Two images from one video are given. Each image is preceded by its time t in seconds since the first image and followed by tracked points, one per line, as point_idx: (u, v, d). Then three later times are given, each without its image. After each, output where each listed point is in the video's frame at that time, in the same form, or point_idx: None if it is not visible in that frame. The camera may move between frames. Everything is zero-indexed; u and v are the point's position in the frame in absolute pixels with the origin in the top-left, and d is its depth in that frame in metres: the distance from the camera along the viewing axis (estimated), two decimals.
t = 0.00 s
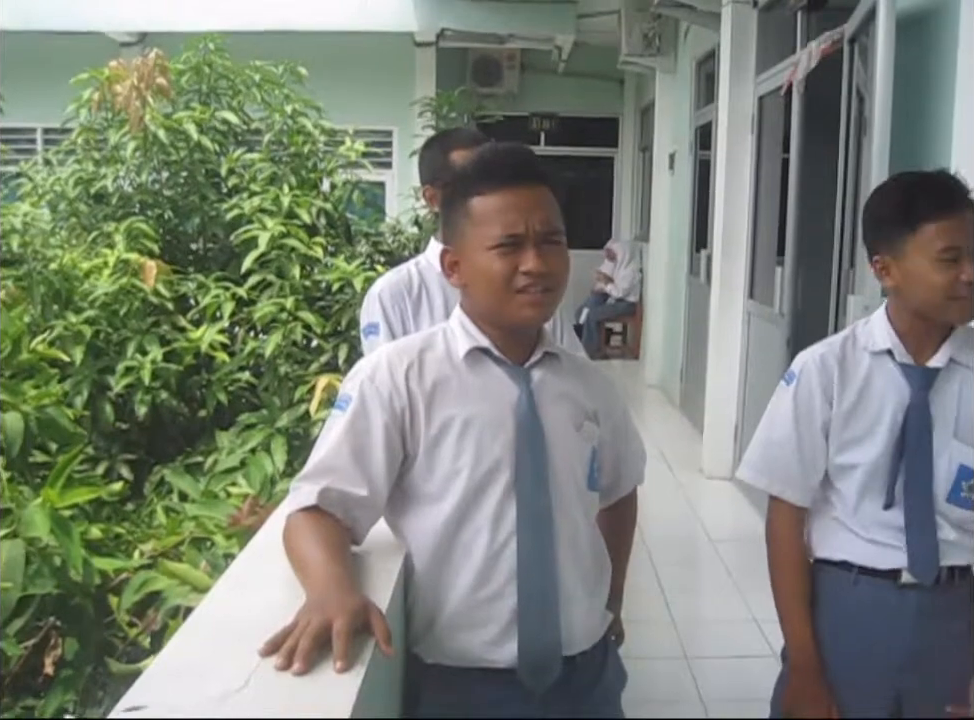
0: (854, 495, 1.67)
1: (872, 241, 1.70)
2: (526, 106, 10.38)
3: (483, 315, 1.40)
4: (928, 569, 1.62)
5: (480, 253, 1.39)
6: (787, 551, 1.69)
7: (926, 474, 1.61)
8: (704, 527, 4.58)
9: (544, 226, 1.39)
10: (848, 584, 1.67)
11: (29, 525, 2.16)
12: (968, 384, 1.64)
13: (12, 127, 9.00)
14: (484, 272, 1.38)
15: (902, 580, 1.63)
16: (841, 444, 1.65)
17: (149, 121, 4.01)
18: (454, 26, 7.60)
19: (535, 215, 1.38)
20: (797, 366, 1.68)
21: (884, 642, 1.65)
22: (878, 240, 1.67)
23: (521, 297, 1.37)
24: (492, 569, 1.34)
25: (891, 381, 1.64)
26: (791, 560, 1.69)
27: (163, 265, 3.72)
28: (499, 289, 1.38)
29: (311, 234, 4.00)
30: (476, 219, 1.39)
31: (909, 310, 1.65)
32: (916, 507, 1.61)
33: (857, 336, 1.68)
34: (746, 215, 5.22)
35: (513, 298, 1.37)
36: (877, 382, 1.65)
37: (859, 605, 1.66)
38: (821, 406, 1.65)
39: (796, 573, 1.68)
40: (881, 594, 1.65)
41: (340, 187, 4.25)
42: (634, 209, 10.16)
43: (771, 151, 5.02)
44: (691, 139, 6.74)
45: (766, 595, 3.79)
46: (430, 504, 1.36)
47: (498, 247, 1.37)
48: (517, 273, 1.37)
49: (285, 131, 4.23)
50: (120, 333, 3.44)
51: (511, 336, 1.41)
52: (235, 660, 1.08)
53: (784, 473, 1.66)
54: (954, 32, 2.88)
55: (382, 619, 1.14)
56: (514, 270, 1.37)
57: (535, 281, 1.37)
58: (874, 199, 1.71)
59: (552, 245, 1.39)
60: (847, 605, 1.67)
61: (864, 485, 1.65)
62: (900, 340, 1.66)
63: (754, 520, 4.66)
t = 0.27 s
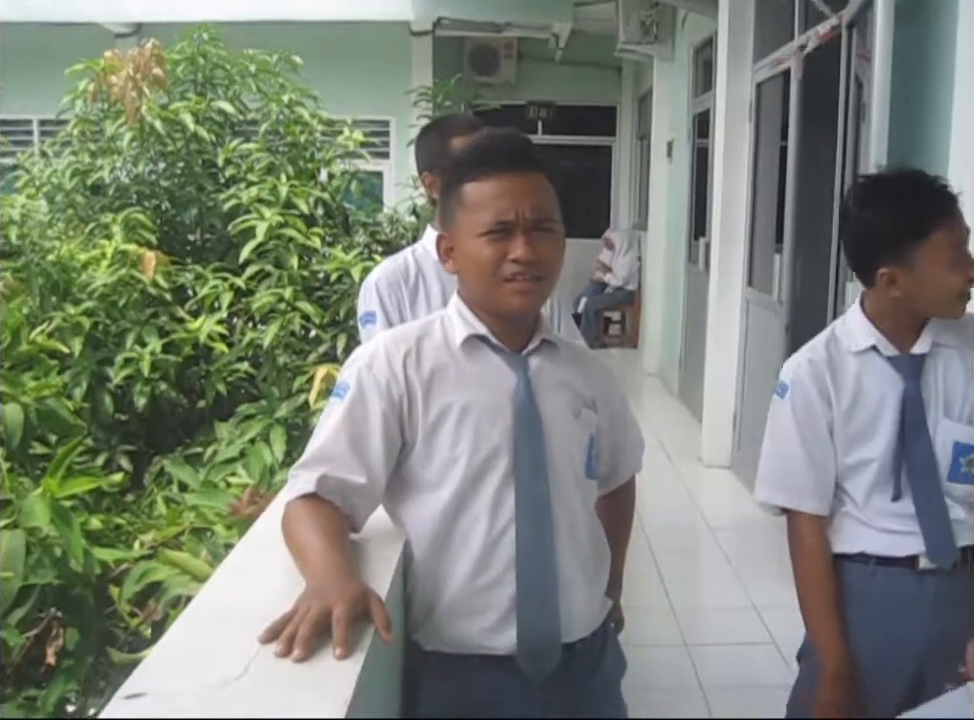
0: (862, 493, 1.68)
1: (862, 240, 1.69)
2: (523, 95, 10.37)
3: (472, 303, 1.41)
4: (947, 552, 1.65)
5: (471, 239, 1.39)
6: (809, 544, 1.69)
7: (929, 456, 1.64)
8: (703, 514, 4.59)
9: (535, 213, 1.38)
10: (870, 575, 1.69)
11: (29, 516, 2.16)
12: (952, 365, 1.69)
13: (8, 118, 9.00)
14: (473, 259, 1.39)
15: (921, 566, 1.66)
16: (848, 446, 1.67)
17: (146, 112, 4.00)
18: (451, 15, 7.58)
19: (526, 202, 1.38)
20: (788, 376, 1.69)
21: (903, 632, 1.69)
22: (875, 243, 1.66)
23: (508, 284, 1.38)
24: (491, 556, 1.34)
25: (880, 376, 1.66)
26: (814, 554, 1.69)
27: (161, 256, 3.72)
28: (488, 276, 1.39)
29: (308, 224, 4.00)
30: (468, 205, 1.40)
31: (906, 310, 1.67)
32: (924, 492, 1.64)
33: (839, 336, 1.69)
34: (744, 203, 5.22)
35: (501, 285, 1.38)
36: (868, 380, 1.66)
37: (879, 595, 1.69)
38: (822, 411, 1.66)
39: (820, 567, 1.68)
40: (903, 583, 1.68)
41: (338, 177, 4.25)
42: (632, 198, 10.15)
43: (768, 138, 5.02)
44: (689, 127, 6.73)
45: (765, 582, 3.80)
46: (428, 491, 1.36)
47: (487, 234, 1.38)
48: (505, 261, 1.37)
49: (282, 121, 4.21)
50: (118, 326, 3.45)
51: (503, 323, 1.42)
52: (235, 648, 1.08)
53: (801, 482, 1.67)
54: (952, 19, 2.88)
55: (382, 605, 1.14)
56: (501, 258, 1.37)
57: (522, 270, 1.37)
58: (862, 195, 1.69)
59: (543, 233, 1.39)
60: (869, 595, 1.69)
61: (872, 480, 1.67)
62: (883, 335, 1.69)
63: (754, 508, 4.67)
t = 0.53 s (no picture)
0: (831, 465, 1.71)
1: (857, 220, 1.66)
2: (524, 76, 10.34)
3: (469, 280, 1.41)
4: (915, 531, 1.66)
5: (468, 217, 1.39)
6: (780, 517, 1.71)
7: (899, 440, 1.64)
8: (703, 495, 4.60)
9: (533, 190, 1.38)
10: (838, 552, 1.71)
11: (30, 496, 2.16)
12: (928, 343, 1.68)
13: (7, 98, 8.98)
14: (471, 236, 1.39)
15: (889, 546, 1.68)
16: (820, 413, 1.69)
17: (143, 93, 4.00)
18: None
19: (524, 180, 1.38)
20: (764, 343, 1.72)
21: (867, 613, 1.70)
22: (870, 230, 1.64)
23: (505, 261, 1.38)
24: (492, 534, 1.34)
25: (853, 350, 1.68)
26: (783, 527, 1.71)
27: (160, 237, 3.71)
28: (484, 253, 1.38)
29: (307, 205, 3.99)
30: (465, 182, 1.39)
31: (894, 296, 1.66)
32: (893, 475, 1.64)
33: (817, 309, 1.72)
34: (745, 184, 5.20)
35: (498, 263, 1.38)
36: (841, 353, 1.68)
37: (846, 574, 1.71)
38: (796, 376, 1.69)
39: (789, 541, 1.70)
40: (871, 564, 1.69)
41: (338, 158, 4.23)
42: (633, 179, 10.13)
43: (769, 119, 5.00)
44: (690, 108, 6.70)
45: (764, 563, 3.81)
46: (428, 471, 1.36)
47: (483, 212, 1.38)
48: (502, 238, 1.37)
49: (280, 101, 4.22)
50: (118, 307, 3.42)
51: (502, 302, 1.41)
52: (237, 627, 1.08)
53: (772, 449, 1.70)
54: None
55: (383, 585, 1.14)
56: (498, 235, 1.37)
57: (519, 247, 1.37)
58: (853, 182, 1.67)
59: (540, 210, 1.38)
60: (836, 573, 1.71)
61: (841, 455, 1.69)
62: (860, 310, 1.70)
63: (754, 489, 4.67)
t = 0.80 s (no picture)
0: (834, 441, 1.69)
1: (872, 175, 1.67)
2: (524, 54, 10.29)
3: (470, 257, 1.40)
4: (911, 515, 1.66)
5: (468, 192, 1.38)
6: (780, 495, 1.69)
7: (904, 420, 1.64)
8: (703, 475, 4.61)
9: (533, 166, 1.37)
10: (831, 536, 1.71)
11: (31, 473, 2.16)
12: (936, 326, 1.68)
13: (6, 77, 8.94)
14: (471, 212, 1.38)
15: (884, 531, 1.68)
16: (828, 387, 1.67)
17: (141, 71, 3.94)
18: None
19: (524, 155, 1.36)
20: (776, 306, 1.70)
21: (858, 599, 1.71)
22: (881, 176, 1.65)
23: (505, 237, 1.37)
24: (492, 512, 1.34)
25: (866, 325, 1.67)
26: (784, 511, 1.69)
27: (159, 215, 3.70)
28: (484, 229, 1.38)
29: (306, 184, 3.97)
30: (466, 158, 1.38)
31: (909, 269, 1.65)
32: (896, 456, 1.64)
33: (831, 277, 1.70)
34: (746, 164, 5.18)
35: (499, 238, 1.37)
36: (854, 326, 1.67)
37: (838, 558, 1.71)
38: (808, 345, 1.68)
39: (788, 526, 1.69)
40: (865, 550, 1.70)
41: (337, 137, 4.22)
42: (633, 158, 10.09)
43: (770, 98, 4.98)
44: (691, 87, 6.67)
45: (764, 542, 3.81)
46: (428, 448, 1.36)
47: (484, 188, 1.37)
48: (502, 214, 1.36)
49: (280, 80, 4.20)
50: (117, 286, 3.42)
51: (501, 278, 1.41)
52: (237, 603, 1.08)
53: (779, 415, 1.68)
54: None
55: (383, 561, 1.14)
56: (498, 211, 1.36)
57: (520, 223, 1.36)
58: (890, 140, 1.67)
59: (541, 186, 1.37)
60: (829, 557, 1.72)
61: (845, 431, 1.68)
62: (874, 284, 1.68)
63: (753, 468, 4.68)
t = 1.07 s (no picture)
0: (895, 441, 1.61)
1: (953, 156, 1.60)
2: (527, 37, 10.25)
3: (473, 238, 1.40)
4: None
5: (470, 173, 1.38)
6: (854, 493, 1.60)
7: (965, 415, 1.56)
8: (706, 458, 4.61)
9: (536, 147, 1.36)
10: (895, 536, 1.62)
11: (35, 455, 2.17)
12: None
13: (7, 61, 8.93)
14: (473, 194, 1.38)
15: (949, 527, 1.61)
16: (885, 382, 1.60)
17: (143, 54, 3.94)
18: None
19: (526, 136, 1.36)
20: (831, 303, 1.64)
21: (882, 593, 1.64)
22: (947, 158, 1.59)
23: (508, 218, 1.36)
24: (496, 493, 1.34)
25: (922, 317, 1.60)
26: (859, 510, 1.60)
27: (162, 198, 3.70)
28: (487, 210, 1.37)
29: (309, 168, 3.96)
30: (468, 139, 1.38)
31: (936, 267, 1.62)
32: (958, 453, 1.56)
33: (884, 269, 1.63)
34: (751, 146, 5.17)
35: (501, 220, 1.37)
36: (909, 319, 1.60)
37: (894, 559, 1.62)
38: (864, 339, 1.60)
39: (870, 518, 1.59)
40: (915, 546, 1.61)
41: (340, 119, 4.20)
42: (637, 142, 10.06)
43: (775, 80, 4.96)
44: (695, 70, 6.65)
45: (768, 525, 3.82)
46: (432, 429, 1.35)
47: (486, 169, 1.36)
48: (504, 195, 1.36)
49: (282, 62, 4.19)
50: (120, 269, 3.40)
51: (503, 259, 1.40)
52: (241, 584, 1.08)
53: (840, 414, 1.60)
54: None
55: (388, 542, 1.14)
56: (500, 192, 1.36)
57: (522, 204, 1.35)
58: None
59: (543, 168, 1.36)
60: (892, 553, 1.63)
61: (905, 427, 1.60)
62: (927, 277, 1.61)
63: (757, 451, 4.67)
